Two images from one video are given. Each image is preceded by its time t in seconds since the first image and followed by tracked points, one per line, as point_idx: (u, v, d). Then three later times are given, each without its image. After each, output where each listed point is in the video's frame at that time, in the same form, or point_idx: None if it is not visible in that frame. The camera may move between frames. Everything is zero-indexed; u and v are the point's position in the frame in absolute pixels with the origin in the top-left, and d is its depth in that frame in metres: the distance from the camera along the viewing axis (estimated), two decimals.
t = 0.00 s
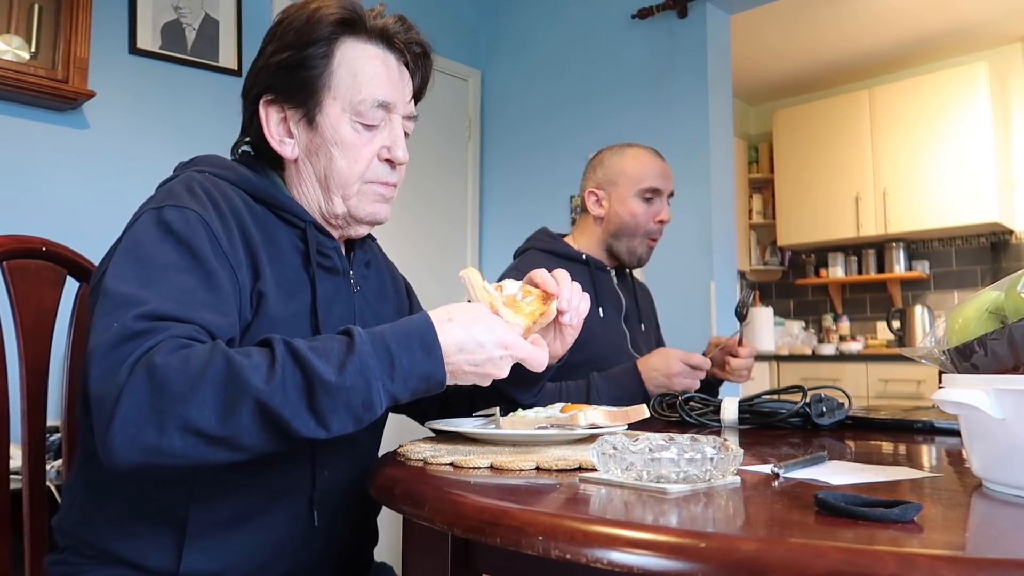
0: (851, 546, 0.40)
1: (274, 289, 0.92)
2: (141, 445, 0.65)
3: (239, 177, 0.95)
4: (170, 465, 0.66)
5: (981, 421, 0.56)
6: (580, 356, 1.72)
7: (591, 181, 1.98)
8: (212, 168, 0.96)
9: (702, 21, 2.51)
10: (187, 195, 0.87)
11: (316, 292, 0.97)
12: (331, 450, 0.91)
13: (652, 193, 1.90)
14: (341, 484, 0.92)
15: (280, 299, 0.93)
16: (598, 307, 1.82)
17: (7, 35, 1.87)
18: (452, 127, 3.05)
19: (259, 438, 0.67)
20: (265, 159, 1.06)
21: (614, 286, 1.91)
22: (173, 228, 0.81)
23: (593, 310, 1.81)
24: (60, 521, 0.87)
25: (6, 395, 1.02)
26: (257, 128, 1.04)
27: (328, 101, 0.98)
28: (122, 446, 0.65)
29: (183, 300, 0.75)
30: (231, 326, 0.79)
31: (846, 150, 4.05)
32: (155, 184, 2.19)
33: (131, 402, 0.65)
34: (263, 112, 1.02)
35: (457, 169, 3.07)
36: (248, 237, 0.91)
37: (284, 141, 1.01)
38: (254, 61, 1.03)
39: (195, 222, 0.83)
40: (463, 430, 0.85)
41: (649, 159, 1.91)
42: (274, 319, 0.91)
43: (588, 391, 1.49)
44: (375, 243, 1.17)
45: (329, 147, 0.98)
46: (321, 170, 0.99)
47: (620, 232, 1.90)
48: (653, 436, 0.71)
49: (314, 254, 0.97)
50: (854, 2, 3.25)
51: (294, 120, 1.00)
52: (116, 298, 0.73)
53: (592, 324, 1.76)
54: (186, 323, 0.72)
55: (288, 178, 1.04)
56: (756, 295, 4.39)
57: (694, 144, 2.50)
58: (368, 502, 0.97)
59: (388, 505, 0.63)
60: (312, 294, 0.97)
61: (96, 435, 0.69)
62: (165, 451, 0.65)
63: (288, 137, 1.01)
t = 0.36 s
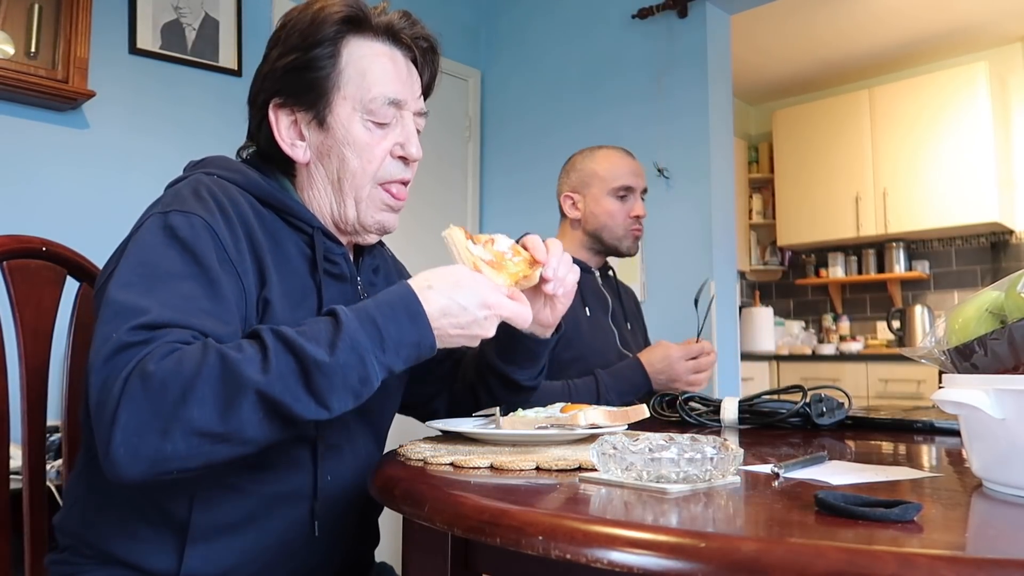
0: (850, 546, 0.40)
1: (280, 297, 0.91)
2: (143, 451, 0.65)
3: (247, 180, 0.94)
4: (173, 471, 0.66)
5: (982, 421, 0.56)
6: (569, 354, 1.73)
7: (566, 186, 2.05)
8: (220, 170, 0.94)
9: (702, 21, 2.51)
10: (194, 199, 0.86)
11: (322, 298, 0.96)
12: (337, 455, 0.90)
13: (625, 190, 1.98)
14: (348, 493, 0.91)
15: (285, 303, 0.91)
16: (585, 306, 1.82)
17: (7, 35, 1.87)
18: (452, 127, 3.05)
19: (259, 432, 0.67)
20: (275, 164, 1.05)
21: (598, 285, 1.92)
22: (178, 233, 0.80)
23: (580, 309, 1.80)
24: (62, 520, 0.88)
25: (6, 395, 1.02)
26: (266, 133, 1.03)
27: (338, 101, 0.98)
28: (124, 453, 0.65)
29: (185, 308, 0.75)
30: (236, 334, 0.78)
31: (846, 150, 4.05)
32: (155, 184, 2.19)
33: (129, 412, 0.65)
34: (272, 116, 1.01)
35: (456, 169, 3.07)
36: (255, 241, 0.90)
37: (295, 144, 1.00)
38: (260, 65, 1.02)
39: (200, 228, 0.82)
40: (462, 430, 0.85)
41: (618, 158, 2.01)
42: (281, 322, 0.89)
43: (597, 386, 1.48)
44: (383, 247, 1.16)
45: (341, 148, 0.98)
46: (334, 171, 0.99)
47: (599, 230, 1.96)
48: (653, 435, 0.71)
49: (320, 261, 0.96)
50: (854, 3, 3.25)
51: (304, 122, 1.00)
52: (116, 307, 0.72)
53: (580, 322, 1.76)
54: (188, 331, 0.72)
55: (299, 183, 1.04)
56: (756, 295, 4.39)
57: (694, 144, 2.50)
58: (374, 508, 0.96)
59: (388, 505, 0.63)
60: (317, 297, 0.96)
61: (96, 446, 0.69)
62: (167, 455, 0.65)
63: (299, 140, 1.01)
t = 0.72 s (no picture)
0: (849, 546, 0.40)
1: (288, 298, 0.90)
2: (145, 453, 0.65)
3: (254, 181, 0.93)
4: (178, 471, 0.66)
5: (981, 421, 0.56)
6: (564, 355, 1.73)
7: (556, 190, 2.05)
8: (229, 171, 0.94)
9: (702, 21, 2.51)
10: (201, 202, 0.86)
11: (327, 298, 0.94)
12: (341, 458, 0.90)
13: (614, 194, 1.99)
14: (356, 500, 0.90)
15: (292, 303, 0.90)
16: (579, 308, 1.82)
17: (7, 34, 1.87)
18: (452, 127, 3.05)
19: (258, 417, 0.67)
20: (287, 169, 1.04)
21: (592, 288, 1.92)
22: (179, 233, 0.80)
23: (575, 310, 1.80)
24: (63, 518, 0.88)
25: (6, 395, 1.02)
26: (278, 137, 1.02)
27: (351, 99, 0.98)
28: (125, 456, 0.65)
29: (184, 311, 0.75)
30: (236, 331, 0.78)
31: (846, 150, 4.05)
32: (155, 184, 2.18)
33: (127, 419, 0.65)
34: (285, 120, 1.00)
35: (456, 169, 3.06)
36: (260, 242, 0.90)
37: (309, 145, 1.00)
38: (269, 70, 1.02)
39: (206, 232, 0.82)
40: (462, 430, 0.85)
41: (605, 161, 2.01)
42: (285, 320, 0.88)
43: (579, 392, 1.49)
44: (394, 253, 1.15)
45: (357, 144, 0.97)
46: (350, 170, 0.98)
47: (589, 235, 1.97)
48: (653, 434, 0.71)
49: (327, 262, 0.95)
50: (854, 2, 3.25)
51: (317, 123, 0.99)
52: (114, 312, 0.72)
53: (575, 324, 1.77)
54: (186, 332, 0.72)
55: (313, 187, 1.03)
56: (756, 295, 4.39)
57: (694, 144, 2.50)
58: (382, 513, 0.96)
59: (389, 505, 0.63)
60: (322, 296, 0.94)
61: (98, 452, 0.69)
62: (171, 454, 0.65)
63: (312, 140, 1.00)
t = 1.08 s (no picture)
0: (849, 546, 0.40)
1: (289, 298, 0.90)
2: (146, 461, 0.65)
3: (255, 180, 0.93)
4: (178, 477, 0.66)
5: (982, 422, 0.56)
6: (561, 357, 1.74)
7: (554, 191, 2.05)
8: (232, 170, 0.94)
9: (702, 21, 2.51)
10: (201, 202, 0.85)
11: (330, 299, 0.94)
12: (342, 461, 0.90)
13: (611, 197, 1.98)
14: (357, 503, 0.90)
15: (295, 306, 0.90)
16: (575, 309, 1.83)
17: (8, 35, 1.87)
18: (452, 128, 3.05)
19: (258, 423, 0.67)
20: (286, 169, 1.04)
21: (590, 289, 1.92)
22: (180, 235, 0.80)
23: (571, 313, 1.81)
24: (64, 519, 0.88)
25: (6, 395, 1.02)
26: (280, 137, 1.02)
27: (354, 101, 0.98)
28: (127, 463, 0.65)
29: (184, 315, 0.75)
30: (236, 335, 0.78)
31: (846, 151, 4.05)
32: (155, 184, 2.18)
33: (128, 425, 0.65)
34: (287, 119, 1.01)
35: (456, 169, 3.06)
36: (262, 243, 0.89)
37: (309, 146, 1.00)
38: (274, 70, 1.02)
39: (207, 233, 0.81)
40: (463, 430, 0.85)
41: (603, 162, 1.99)
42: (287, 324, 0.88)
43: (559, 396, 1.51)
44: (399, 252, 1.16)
45: (358, 147, 0.97)
46: (349, 171, 0.98)
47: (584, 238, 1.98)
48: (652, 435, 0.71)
49: (330, 263, 0.95)
50: (854, 2, 3.25)
51: (319, 124, 0.99)
52: (114, 317, 0.72)
53: (571, 326, 1.78)
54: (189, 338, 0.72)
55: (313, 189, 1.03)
56: (756, 295, 4.38)
57: (695, 144, 2.50)
58: (383, 513, 0.96)
59: (388, 505, 0.63)
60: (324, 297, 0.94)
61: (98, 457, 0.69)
62: (170, 461, 0.65)
63: (313, 141, 1.00)
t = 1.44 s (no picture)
0: (849, 546, 0.40)
1: (292, 301, 0.91)
2: (165, 469, 0.65)
3: (257, 179, 0.93)
4: (194, 486, 0.67)
5: (981, 422, 0.56)
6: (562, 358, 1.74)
7: (553, 189, 2.08)
8: (233, 171, 0.93)
9: (702, 21, 2.51)
10: (206, 204, 0.85)
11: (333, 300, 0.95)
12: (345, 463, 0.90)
13: (608, 201, 1.98)
14: (359, 502, 0.90)
15: (299, 309, 0.91)
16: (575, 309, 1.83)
17: (8, 35, 1.87)
18: (452, 127, 3.05)
19: (279, 440, 0.66)
20: (286, 166, 1.04)
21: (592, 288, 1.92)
22: (190, 239, 0.79)
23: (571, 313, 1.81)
24: (66, 518, 0.87)
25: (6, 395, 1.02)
26: (278, 133, 1.02)
27: (353, 100, 0.98)
28: (146, 471, 0.65)
29: (198, 317, 0.74)
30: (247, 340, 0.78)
31: (845, 151, 4.05)
32: (155, 184, 2.18)
33: (148, 432, 0.65)
34: (286, 116, 1.00)
35: (456, 169, 3.06)
36: (266, 243, 0.90)
37: (308, 145, 1.00)
38: (272, 67, 1.02)
39: (213, 234, 0.81)
40: (463, 430, 0.85)
41: (602, 164, 2.00)
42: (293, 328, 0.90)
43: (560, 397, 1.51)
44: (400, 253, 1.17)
45: (357, 147, 0.97)
46: (349, 171, 0.98)
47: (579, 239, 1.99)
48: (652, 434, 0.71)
49: (333, 264, 0.96)
50: (854, 3, 3.25)
51: (318, 123, 0.99)
52: (133, 317, 0.71)
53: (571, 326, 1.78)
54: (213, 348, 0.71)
55: (312, 187, 1.03)
56: (756, 295, 4.38)
57: (695, 144, 2.50)
58: (384, 513, 0.96)
59: (388, 505, 0.63)
60: (328, 298, 0.95)
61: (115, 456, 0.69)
62: (187, 470, 0.65)
63: (312, 140, 1.00)
